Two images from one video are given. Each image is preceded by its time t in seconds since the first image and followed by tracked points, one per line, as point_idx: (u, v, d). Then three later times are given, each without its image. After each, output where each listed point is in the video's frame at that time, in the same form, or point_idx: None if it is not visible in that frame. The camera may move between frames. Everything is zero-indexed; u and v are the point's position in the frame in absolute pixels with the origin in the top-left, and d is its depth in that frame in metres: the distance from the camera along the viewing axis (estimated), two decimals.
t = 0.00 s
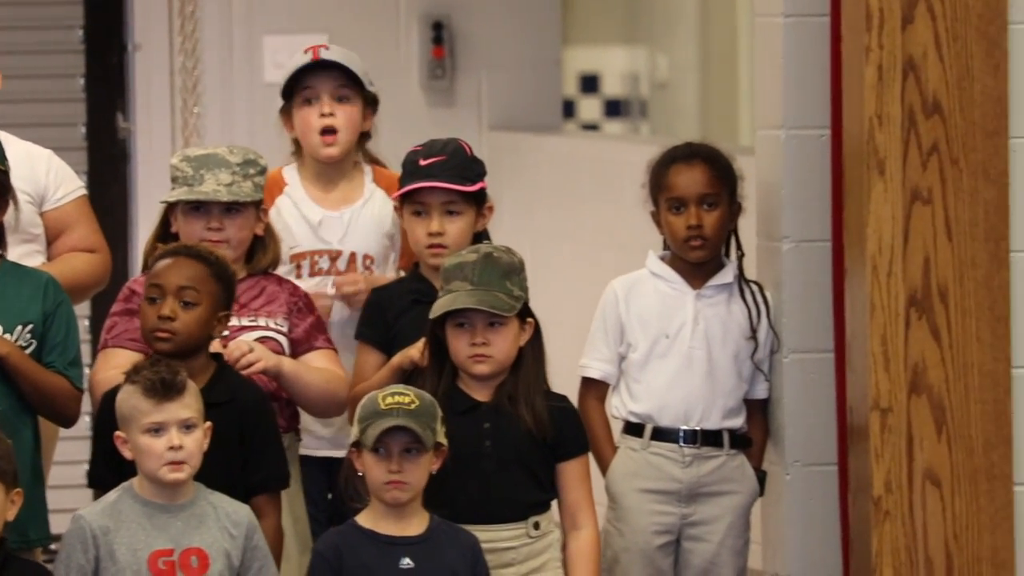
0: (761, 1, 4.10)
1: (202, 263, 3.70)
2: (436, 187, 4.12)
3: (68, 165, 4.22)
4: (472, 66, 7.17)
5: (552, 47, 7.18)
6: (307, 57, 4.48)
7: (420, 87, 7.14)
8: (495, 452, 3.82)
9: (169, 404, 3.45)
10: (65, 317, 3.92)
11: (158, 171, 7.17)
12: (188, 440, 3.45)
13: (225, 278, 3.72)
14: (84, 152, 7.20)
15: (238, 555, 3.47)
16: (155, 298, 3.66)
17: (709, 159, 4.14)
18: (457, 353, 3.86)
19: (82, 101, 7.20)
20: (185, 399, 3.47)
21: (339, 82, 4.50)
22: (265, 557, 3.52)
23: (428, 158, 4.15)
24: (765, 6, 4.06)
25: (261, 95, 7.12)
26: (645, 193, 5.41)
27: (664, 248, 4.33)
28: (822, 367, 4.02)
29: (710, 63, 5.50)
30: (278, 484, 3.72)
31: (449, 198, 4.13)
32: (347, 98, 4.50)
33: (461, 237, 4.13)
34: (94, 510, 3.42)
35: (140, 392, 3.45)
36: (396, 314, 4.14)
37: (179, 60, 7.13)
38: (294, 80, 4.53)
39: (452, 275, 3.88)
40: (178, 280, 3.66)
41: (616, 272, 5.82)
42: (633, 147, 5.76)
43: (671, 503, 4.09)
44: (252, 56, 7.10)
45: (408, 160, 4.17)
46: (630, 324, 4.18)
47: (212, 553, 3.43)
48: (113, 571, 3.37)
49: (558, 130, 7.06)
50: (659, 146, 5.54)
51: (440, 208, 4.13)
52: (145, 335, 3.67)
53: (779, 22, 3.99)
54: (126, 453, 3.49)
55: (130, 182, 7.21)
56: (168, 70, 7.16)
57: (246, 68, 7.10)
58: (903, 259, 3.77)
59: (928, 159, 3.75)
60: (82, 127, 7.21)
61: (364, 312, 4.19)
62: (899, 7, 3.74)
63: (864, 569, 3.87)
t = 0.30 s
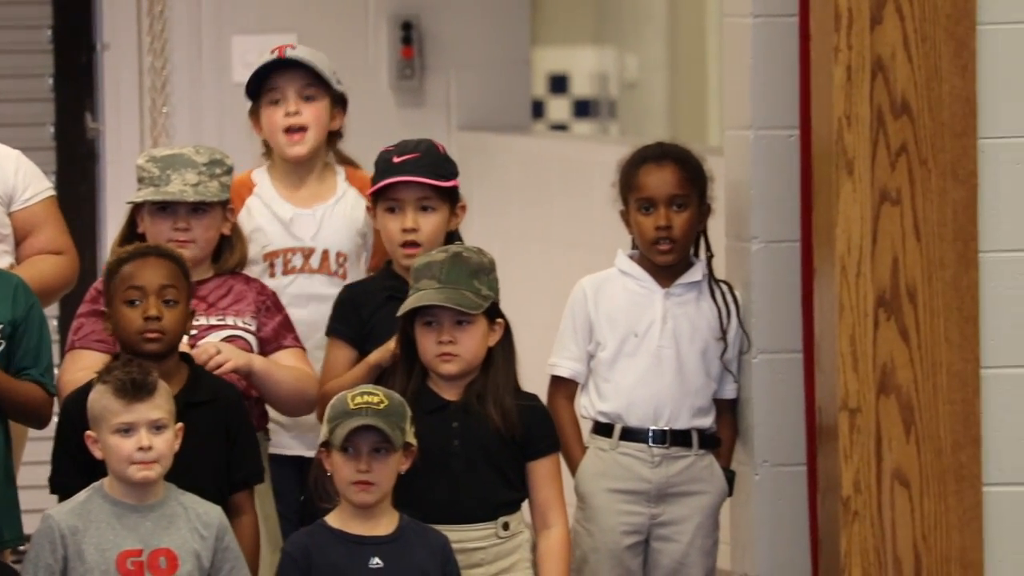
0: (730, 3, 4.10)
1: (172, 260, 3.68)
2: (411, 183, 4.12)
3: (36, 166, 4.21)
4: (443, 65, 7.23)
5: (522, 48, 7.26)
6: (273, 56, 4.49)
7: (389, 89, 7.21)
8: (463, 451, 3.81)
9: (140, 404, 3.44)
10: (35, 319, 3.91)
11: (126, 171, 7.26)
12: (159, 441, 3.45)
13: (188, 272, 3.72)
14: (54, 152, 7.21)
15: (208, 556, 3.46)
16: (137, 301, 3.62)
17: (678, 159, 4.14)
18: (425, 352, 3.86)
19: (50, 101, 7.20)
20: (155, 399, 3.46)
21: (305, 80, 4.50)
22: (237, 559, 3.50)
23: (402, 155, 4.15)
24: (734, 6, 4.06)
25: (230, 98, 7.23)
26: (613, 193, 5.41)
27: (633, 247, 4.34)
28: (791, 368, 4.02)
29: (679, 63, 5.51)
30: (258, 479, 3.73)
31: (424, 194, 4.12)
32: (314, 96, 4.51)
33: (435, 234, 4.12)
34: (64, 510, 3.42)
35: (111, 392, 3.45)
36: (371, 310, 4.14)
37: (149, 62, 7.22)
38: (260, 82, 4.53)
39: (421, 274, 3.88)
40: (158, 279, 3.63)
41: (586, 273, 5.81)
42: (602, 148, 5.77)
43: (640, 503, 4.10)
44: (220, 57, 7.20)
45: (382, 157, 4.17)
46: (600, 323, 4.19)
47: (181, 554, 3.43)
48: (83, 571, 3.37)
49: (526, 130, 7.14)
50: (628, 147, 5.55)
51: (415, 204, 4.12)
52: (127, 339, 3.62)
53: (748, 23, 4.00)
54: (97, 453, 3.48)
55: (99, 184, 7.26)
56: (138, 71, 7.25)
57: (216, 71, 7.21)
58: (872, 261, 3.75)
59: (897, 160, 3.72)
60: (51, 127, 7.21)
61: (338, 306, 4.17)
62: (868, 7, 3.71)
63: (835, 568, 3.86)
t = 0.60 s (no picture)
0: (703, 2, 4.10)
1: (139, 260, 3.66)
2: (380, 171, 4.12)
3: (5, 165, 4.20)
4: (415, 65, 7.26)
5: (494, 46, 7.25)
6: (248, 60, 4.45)
7: (360, 87, 7.21)
8: (434, 452, 3.81)
9: (112, 403, 3.44)
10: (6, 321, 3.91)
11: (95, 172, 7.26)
12: (132, 440, 3.44)
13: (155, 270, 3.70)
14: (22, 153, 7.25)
15: (180, 557, 3.45)
16: (104, 302, 3.61)
17: (649, 159, 4.15)
18: (392, 341, 3.86)
19: (20, 102, 7.25)
20: (128, 398, 3.45)
21: (281, 84, 4.48)
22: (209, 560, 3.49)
23: (373, 149, 4.17)
24: (706, 6, 4.06)
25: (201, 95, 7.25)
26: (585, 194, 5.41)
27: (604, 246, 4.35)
28: (761, 368, 4.02)
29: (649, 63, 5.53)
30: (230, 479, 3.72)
31: (394, 183, 4.12)
32: (291, 101, 4.49)
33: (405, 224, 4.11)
34: (35, 509, 3.41)
35: (84, 391, 3.44)
36: (342, 314, 4.12)
37: (119, 61, 7.24)
38: (235, 84, 4.50)
39: (392, 270, 3.88)
40: (124, 280, 3.62)
41: (558, 272, 5.82)
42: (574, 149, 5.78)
43: (613, 503, 4.11)
44: (191, 57, 7.23)
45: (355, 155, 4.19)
46: (570, 323, 4.20)
47: (153, 554, 3.42)
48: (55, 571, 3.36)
49: (497, 131, 7.16)
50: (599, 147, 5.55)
51: (386, 193, 4.12)
52: (95, 341, 3.62)
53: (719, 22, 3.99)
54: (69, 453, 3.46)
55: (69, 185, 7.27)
56: (107, 70, 7.28)
57: (186, 69, 7.23)
58: (842, 262, 3.70)
59: (867, 159, 3.69)
60: (22, 128, 7.25)
61: (308, 315, 4.16)
62: (838, 7, 3.68)
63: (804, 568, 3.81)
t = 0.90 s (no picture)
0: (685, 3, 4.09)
1: (120, 264, 3.67)
2: (352, 169, 4.12)
3: None
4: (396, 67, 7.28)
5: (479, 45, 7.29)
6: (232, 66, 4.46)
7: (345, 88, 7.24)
8: (417, 453, 3.80)
9: (96, 402, 3.42)
10: None
11: (79, 172, 7.24)
12: (116, 438, 3.43)
13: (141, 275, 3.70)
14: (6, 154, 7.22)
15: (162, 554, 3.46)
16: (72, 301, 3.63)
17: (632, 159, 4.16)
18: (376, 348, 3.86)
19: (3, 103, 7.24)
20: (112, 396, 3.44)
21: (265, 89, 4.50)
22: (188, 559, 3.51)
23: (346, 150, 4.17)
24: (688, 7, 4.06)
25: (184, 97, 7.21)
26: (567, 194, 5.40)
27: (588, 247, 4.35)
28: (745, 368, 4.02)
29: (632, 64, 5.53)
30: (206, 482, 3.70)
31: (366, 179, 4.11)
32: (275, 105, 4.50)
33: (382, 220, 4.10)
34: (15, 508, 3.41)
35: (68, 389, 3.42)
36: (328, 313, 4.12)
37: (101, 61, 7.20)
38: (219, 89, 4.52)
39: (375, 274, 3.88)
40: (94, 281, 3.63)
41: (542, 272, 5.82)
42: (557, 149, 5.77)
43: (597, 503, 4.11)
44: (174, 56, 7.21)
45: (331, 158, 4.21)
46: (554, 324, 4.19)
47: (135, 551, 3.42)
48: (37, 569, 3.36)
49: (481, 131, 7.19)
50: (581, 147, 5.54)
51: (360, 190, 4.11)
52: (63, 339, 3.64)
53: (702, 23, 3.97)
54: (52, 451, 3.45)
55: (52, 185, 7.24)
56: (89, 70, 7.23)
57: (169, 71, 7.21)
58: (826, 263, 3.68)
59: (850, 160, 3.67)
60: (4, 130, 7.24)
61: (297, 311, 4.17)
62: (822, 6, 3.65)
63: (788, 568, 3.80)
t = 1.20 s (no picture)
0: (723, 6, 4.08)
1: (152, 269, 3.67)
2: (384, 176, 4.12)
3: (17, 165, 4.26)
4: (433, 70, 7.76)
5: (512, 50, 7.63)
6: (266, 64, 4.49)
7: (381, 93, 7.68)
8: (451, 463, 3.78)
9: (134, 405, 3.43)
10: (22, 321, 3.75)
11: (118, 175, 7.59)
12: (152, 442, 3.44)
13: (174, 280, 3.70)
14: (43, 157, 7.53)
15: (201, 559, 3.44)
16: (103, 306, 3.65)
17: (670, 161, 4.16)
18: (411, 352, 3.84)
19: (42, 106, 7.52)
20: (149, 400, 3.45)
21: (299, 87, 4.52)
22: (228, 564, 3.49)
23: (378, 158, 4.18)
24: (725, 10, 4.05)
25: (220, 100, 7.61)
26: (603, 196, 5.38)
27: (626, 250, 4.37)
28: (783, 373, 3.99)
29: (668, 65, 5.52)
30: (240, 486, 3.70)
31: (398, 186, 4.11)
32: (310, 102, 4.52)
33: (416, 227, 4.09)
34: (54, 513, 3.41)
35: (105, 393, 3.43)
36: (371, 319, 4.12)
37: (139, 65, 7.58)
38: (253, 88, 4.55)
39: (409, 280, 3.87)
40: (124, 286, 3.64)
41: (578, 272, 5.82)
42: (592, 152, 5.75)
43: (635, 507, 4.10)
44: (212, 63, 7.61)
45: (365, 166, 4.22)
46: (592, 328, 4.22)
47: (174, 556, 3.41)
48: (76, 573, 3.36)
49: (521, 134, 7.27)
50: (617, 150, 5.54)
51: (393, 197, 4.11)
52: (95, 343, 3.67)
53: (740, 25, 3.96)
54: (89, 455, 3.46)
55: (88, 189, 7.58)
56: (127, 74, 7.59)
57: (206, 73, 7.60)
58: (863, 266, 3.60)
59: (888, 164, 3.57)
60: (42, 131, 7.53)
61: (338, 321, 4.16)
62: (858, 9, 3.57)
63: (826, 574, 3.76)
